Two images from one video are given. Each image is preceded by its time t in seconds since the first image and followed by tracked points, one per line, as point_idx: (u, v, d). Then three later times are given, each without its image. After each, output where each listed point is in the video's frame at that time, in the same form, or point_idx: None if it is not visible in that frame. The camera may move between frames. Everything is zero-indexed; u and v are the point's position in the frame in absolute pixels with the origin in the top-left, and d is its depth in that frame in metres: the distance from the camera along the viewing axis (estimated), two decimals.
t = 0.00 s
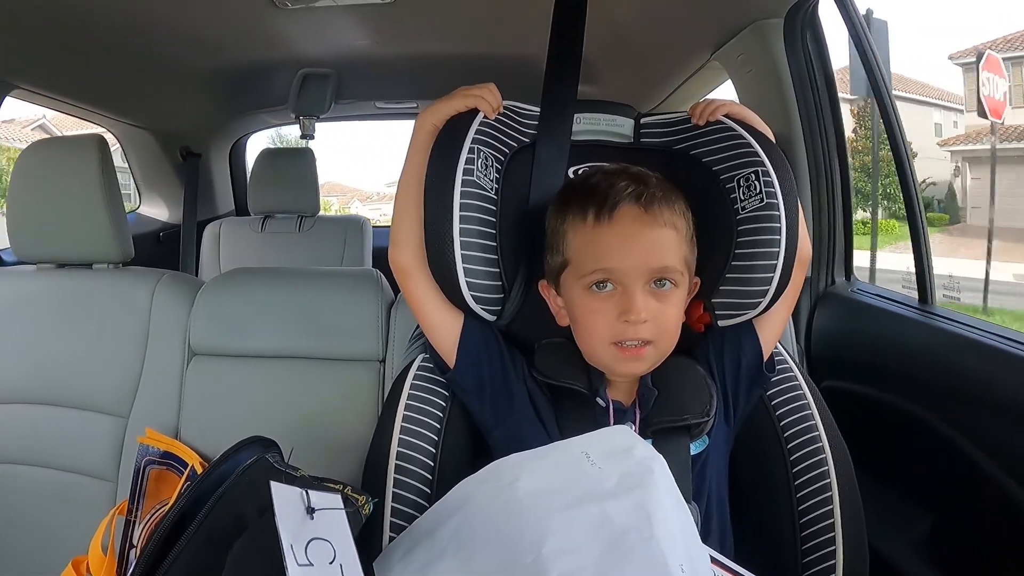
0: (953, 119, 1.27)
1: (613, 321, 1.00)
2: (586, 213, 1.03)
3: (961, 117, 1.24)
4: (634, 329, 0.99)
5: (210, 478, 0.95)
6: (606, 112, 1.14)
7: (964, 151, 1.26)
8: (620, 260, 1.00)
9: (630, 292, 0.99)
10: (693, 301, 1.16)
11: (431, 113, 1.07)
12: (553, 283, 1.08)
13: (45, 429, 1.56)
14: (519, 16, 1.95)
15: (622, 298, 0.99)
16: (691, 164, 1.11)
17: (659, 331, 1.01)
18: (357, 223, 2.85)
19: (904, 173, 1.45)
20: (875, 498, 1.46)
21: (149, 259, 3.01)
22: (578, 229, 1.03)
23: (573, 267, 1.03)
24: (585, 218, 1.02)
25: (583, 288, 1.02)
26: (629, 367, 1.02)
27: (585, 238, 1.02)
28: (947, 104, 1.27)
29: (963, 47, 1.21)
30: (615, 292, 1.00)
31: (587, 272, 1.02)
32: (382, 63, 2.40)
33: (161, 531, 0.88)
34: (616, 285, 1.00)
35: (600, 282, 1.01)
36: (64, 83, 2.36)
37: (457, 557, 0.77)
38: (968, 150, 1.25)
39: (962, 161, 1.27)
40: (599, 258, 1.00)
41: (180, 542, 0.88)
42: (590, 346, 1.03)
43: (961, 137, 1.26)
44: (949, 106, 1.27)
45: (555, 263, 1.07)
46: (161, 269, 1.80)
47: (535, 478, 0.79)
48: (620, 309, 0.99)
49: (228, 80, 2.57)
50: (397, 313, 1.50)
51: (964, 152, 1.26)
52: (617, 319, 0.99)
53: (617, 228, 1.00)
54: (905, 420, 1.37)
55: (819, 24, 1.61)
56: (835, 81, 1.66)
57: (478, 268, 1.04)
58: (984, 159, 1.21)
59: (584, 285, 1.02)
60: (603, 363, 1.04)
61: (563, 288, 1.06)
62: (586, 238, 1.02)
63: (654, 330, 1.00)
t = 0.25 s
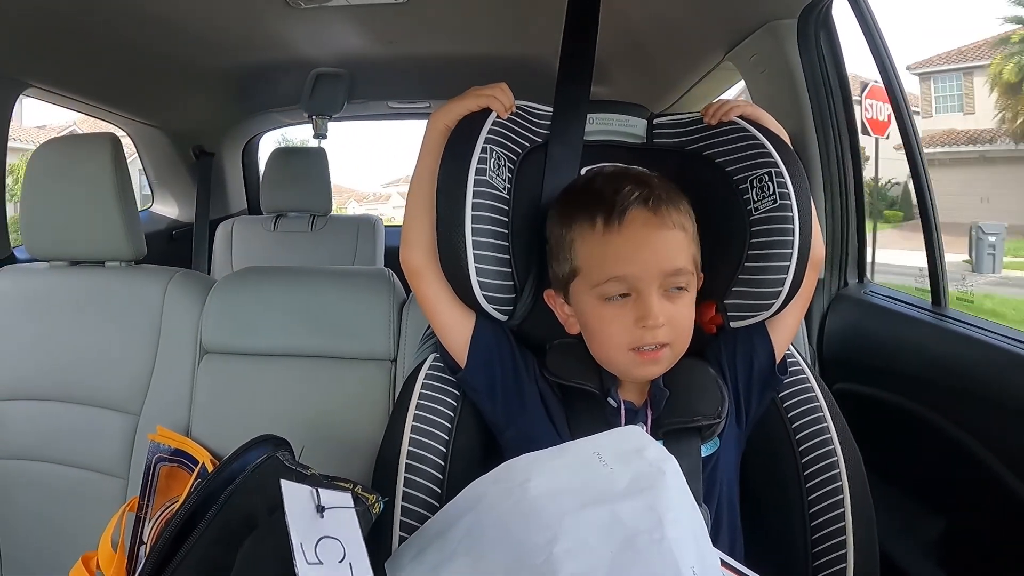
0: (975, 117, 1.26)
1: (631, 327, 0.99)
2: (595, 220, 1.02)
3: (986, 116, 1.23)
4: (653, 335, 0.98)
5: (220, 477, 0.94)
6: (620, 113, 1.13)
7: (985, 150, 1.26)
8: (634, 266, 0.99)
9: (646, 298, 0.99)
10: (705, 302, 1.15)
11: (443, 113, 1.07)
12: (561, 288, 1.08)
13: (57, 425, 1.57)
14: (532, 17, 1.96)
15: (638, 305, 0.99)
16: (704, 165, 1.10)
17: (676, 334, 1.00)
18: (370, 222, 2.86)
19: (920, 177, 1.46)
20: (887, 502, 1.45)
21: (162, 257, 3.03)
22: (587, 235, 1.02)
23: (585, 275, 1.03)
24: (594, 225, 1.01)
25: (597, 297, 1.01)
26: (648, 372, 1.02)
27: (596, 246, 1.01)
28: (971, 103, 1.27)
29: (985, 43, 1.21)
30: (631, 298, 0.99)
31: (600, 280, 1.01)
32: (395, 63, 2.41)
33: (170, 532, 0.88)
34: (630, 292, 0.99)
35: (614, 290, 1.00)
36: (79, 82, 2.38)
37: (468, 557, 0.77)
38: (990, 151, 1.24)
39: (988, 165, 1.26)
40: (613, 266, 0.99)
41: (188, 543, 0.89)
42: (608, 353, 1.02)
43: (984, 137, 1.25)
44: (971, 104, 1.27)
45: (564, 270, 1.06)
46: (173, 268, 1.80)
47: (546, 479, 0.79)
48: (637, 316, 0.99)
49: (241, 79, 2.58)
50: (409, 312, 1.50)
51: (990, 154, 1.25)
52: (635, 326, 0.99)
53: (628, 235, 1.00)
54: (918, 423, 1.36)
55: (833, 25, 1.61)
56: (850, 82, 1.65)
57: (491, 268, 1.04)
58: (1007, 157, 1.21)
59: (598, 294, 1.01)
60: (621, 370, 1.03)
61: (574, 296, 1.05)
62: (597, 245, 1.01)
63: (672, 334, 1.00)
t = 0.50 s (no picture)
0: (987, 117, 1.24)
1: (672, 324, 0.99)
2: (632, 215, 1.00)
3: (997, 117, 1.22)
4: (694, 330, 0.99)
5: (230, 473, 0.96)
6: (629, 112, 1.13)
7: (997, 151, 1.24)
8: (678, 264, 0.98)
9: (688, 295, 0.98)
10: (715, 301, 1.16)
11: (453, 113, 1.07)
12: (587, 284, 1.06)
13: (69, 422, 1.58)
14: (542, 17, 1.96)
15: (681, 303, 0.98)
16: (714, 165, 1.11)
17: (713, 329, 1.01)
18: (380, 221, 2.86)
19: (927, 174, 1.45)
20: (895, 503, 1.45)
21: (171, 255, 3.04)
22: (624, 231, 1.00)
23: (622, 272, 1.01)
24: (633, 221, 1.00)
25: (638, 294, 1.00)
26: (683, 366, 1.03)
27: (635, 242, 1.00)
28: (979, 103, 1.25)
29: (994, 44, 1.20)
30: (673, 296, 0.98)
31: (641, 277, 0.99)
32: (404, 63, 2.41)
33: (179, 527, 0.90)
34: (673, 289, 0.98)
35: (656, 286, 0.99)
36: (90, 81, 2.40)
37: (478, 556, 0.77)
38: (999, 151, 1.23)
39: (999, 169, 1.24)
40: (656, 263, 0.98)
41: (198, 537, 0.91)
42: (644, 350, 1.02)
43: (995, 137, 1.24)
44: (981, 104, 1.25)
45: (594, 266, 1.04)
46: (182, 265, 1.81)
47: (555, 478, 0.79)
48: (680, 312, 0.98)
49: (250, 78, 2.59)
50: (417, 311, 1.51)
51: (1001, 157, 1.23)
52: (676, 323, 0.99)
53: (671, 230, 0.98)
54: (926, 425, 1.35)
55: (842, 26, 1.61)
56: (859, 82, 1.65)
57: (500, 267, 1.05)
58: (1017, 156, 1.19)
59: (639, 291, 1.00)
60: (654, 365, 1.03)
61: (605, 293, 1.03)
62: (637, 241, 1.00)
63: (709, 328, 1.00)
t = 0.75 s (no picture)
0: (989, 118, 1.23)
1: (684, 327, 0.98)
2: (647, 215, 0.99)
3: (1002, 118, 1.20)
4: (705, 334, 0.98)
5: (226, 471, 0.96)
6: (629, 109, 1.13)
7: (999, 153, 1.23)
8: (694, 267, 0.96)
9: (702, 298, 0.97)
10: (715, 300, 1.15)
11: (452, 109, 1.07)
12: (597, 283, 1.04)
13: (67, 417, 1.58)
14: (543, 14, 1.96)
15: (695, 306, 0.97)
16: (714, 163, 1.10)
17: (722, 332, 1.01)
18: (380, 217, 2.86)
19: (929, 171, 1.44)
20: (895, 503, 1.45)
21: (172, 251, 3.04)
22: (638, 232, 0.99)
23: (635, 272, 0.99)
24: (648, 222, 0.98)
25: (652, 295, 0.98)
26: (692, 369, 1.02)
27: (650, 243, 0.98)
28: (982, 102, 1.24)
29: (1000, 43, 1.19)
30: (687, 299, 0.97)
31: (655, 279, 0.98)
32: (405, 59, 2.41)
33: (176, 524, 0.89)
34: (687, 292, 0.97)
35: (670, 289, 0.98)
36: (91, 76, 2.39)
37: (474, 555, 0.77)
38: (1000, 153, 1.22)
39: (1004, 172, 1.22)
40: (672, 265, 0.97)
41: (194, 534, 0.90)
42: (654, 352, 1.01)
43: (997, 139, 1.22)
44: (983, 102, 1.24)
45: (606, 265, 1.02)
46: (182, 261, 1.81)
47: (553, 475, 0.79)
48: (692, 315, 0.97)
49: (252, 74, 2.59)
50: (416, 308, 1.50)
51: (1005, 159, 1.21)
52: (688, 326, 0.98)
53: (687, 233, 0.97)
54: (926, 425, 1.35)
55: (844, 23, 1.61)
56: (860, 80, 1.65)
57: (498, 264, 1.04)
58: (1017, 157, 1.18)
59: (652, 292, 0.98)
60: (662, 366, 1.02)
61: (616, 293, 1.02)
62: (651, 243, 0.98)
63: (719, 332, 1.00)
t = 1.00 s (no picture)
0: (1002, 114, 1.23)
1: (674, 333, 0.98)
2: (636, 220, 0.99)
3: None
4: (695, 340, 0.97)
5: (230, 466, 0.97)
6: (632, 106, 1.14)
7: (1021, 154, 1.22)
8: (681, 274, 0.96)
9: (690, 305, 0.97)
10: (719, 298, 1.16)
11: (455, 106, 1.07)
12: (592, 286, 1.05)
13: (72, 413, 1.58)
14: (547, 10, 1.96)
15: (683, 312, 0.97)
16: (717, 160, 1.10)
17: (715, 337, 1.00)
18: (383, 212, 2.85)
19: (934, 172, 1.45)
20: (898, 501, 1.45)
21: (175, 247, 3.05)
22: (628, 236, 0.99)
23: (625, 277, 1.00)
24: (637, 227, 0.98)
25: (640, 301, 0.99)
26: (685, 373, 1.02)
27: (639, 248, 0.98)
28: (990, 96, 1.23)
29: (942, 55, 1.34)
30: (675, 305, 0.97)
31: (644, 285, 0.98)
32: (409, 56, 2.41)
33: (179, 522, 0.91)
34: (674, 298, 0.97)
35: (658, 295, 0.98)
36: (95, 73, 2.40)
37: (478, 552, 0.77)
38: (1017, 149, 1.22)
39: None
40: (659, 271, 0.97)
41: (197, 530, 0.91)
42: (646, 356, 1.01)
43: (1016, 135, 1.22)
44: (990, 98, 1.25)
45: (598, 268, 1.03)
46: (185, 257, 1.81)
47: (556, 473, 0.79)
48: (680, 321, 0.97)
49: (257, 70, 2.59)
50: (420, 305, 1.50)
51: None
52: (677, 332, 0.97)
53: (675, 239, 0.97)
54: (929, 423, 1.35)
55: (848, 21, 1.61)
56: (864, 77, 1.65)
57: (502, 260, 1.04)
58: None
59: (640, 298, 0.99)
60: (656, 370, 1.02)
61: (609, 296, 1.03)
62: (640, 248, 0.98)
63: (711, 337, 0.99)
